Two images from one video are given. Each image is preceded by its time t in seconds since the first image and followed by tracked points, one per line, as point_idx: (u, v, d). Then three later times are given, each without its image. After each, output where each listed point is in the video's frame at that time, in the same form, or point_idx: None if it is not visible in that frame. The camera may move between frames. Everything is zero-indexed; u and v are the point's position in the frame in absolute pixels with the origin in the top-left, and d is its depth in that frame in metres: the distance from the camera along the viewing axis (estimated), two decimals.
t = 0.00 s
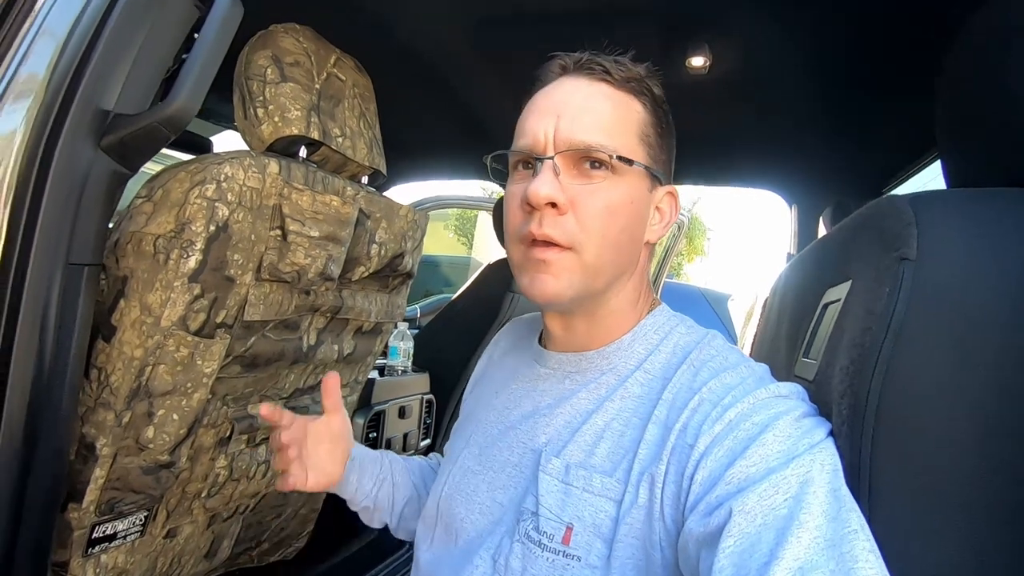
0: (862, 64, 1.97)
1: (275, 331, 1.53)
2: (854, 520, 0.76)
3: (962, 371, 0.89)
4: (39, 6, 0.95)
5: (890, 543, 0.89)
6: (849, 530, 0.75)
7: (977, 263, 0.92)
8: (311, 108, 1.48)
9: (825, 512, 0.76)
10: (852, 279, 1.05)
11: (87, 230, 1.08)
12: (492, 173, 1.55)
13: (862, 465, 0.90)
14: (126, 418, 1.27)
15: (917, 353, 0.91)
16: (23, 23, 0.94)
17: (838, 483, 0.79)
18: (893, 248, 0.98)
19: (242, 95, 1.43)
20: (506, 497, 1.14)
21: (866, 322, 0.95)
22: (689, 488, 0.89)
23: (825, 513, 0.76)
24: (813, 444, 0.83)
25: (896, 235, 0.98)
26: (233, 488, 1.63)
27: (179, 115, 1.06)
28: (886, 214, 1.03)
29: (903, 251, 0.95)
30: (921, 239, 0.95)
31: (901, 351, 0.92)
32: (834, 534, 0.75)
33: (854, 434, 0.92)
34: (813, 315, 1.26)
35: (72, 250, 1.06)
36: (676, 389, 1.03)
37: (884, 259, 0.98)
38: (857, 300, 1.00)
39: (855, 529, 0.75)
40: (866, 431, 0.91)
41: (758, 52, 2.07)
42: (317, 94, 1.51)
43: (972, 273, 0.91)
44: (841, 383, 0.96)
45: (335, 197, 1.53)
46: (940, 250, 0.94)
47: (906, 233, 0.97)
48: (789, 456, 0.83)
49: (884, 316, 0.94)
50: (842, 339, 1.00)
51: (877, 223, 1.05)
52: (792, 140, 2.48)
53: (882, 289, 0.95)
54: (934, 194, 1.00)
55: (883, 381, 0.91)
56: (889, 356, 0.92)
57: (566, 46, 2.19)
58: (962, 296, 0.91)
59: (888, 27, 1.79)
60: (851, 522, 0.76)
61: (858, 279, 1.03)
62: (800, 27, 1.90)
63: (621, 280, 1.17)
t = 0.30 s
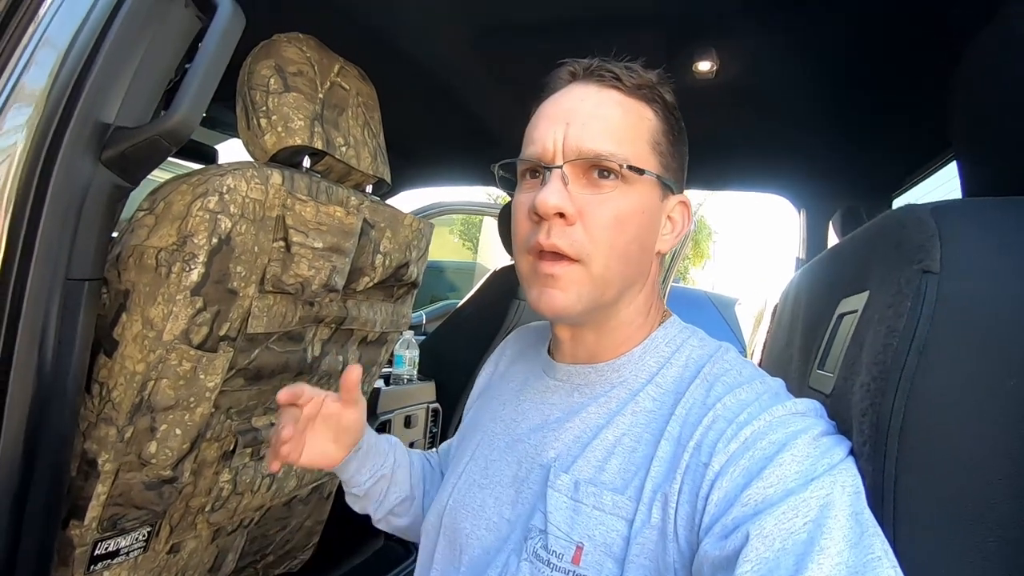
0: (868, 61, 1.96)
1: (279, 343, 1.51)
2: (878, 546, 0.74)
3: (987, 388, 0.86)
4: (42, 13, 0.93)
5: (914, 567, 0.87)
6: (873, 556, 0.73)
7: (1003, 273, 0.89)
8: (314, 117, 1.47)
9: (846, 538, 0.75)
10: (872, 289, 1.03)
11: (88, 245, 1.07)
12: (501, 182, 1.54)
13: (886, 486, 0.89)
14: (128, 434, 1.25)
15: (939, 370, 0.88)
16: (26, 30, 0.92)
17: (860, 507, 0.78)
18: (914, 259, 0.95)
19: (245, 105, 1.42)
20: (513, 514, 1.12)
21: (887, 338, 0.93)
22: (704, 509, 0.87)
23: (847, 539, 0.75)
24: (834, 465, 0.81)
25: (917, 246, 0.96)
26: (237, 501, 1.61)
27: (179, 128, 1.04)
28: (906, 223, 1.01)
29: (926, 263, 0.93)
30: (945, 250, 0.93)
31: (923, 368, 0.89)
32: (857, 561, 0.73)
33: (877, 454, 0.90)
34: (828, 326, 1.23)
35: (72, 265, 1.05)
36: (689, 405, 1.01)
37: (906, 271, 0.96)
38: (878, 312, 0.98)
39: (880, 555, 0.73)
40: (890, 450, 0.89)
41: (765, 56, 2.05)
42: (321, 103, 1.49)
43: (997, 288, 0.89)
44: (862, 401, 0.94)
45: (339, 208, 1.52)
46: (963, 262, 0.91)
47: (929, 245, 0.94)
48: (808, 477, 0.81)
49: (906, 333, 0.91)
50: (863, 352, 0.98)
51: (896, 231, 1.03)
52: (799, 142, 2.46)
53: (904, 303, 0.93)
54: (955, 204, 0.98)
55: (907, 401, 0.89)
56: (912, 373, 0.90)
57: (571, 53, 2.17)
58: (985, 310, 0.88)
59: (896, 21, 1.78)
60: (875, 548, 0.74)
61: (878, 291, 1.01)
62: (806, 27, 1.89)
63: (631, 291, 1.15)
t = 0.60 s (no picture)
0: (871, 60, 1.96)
1: (286, 345, 1.52)
2: (883, 546, 0.74)
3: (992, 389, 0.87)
4: (53, 20, 0.94)
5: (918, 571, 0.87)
6: (878, 556, 0.74)
7: (1008, 274, 0.90)
8: (321, 120, 1.48)
9: (851, 538, 0.75)
10: (876, 290, 1.05)
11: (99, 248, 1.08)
12: (508, 185, 1.55)
13: (889, 490, 0.89)
14: (137, 434, 1.26)
15: (943, 371, 0.89)
16: (38, 37, 0.93)
17: (864, 507, 0.78)
18: (919, 261, 0.96)
19: (252, 109, 1.43)
20: (520, 515, 1.12)
21: (892, 340, 0.94)
22: (709, 510, 0.87)
23: (852, 539, 0.75)
24: (838, 466, 0.82)
25: (922, 248, 0.97)
26: (244, 502, 1.62)
27: (189, 131, 1.05)
28: (910, 224, 1.02)
29: (930, 265, 0.94)
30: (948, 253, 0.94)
31: (927, 369, 0.90)
32: (861, 560, 0.74)
33: (881, 455, 0.91)
34: (832, 327, 1.24)
35: (83, 268, 1.06)
36: (694, 406, 1.02)
37: (910, 273, 0.97)
38: (882, 314, 0.99)
39: (885, 554, 0.74)
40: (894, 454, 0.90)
41: (769, 57, 2.05)
42: (327, 106, 1.50)
43: (1002, 290, 0.89)
44: (866, 403, 0.95)
45: (345, 210, 1.53)
46: (968, 263, 0.92)
47: (933, 247, 0.95)
48: (813, 478, 0.82)
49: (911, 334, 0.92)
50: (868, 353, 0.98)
51: (900, 232, 1.04)
52: (802, 142, 2.46)
53: (908, 305, 0.94)
54: (959, 205, 0.98)
55: (911, 403, 0.90)
56: (917, 374, 0.90)
57: (576, 55, 2.18)
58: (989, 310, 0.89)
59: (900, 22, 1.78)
60: (880, 548, 0.75)
61: (882, 292, 1.02)
62: (809, 28, 1.89)
63: (643, 296, 1.16)
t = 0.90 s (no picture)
0: (876, 58, 1.96)
1: (290, 344, 1.52)
2: (890, 544, 0.75)
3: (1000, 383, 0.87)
4: (58, 23, 0.94)
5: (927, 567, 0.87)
6: (886, 554, 0.74)
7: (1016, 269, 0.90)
8: (325, 120, 1.48)
9: (859, 535, 0.75)
10: (882, 287, 1.04)
11: (105, 247, 1.09)
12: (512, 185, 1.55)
13: (897, 487, 0.89)
14: (143, 433, 1.27)
15: (951, 367, 0.89)
16: (43, 39, 0.93)
17: (872, 504, 0.78)
18: (926, 257, 0.96)
19: (256, 109, 1.43)
20: (526, 513, 1.12)
21: (900, 336, 0.94)
22: (716, 508, 0.87)
23: (860, 536, 0.75)
24: (846, 463, 0.82)
25: (929, 244, 0.96)
26: (249, 501, 1.63)
27: (195, 130, 1.06)
28: (916, 221, 1.02)
29: (937, 261, 0.94)
30: (955, 248, 0.93)
31: (935, 366, 0.90)
32: (869, 558, 0.74)
33: (889, 452, 0.91)
34: (838, 325, 1.24)
35: (88, 268, 1.07)
36: (700, 404, 1.02)
37: (917, 269, 0.96)
38: (889, 310, 0.99)
39: (893, 552, 0.74)
40: (902, 449, 0.90)
41: (772, 56, 2.05)
42: (331, 105, 1.51)
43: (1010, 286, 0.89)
44: (874, 399, 0.95)
45: (349, 209, 1.53)
46: (974, 258, 0.92)
47: (939, 243, 0.95)
48: (820, 476, 0.82)
49: (918, 331, 0.92)
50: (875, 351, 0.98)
51: (906, 229, 1.04)
52: (805, 140, 2.46)
53: (916, 301, 0.94)
54: (967, 201, 0.98)
55: (919, 399, 0.90)
56: (925, 371, 0.90)
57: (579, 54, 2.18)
58: (996, 306, 0.89)
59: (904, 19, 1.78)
60: (888, 546, 0.75)
61: (888, 289, 1.02)
62: (812, 26, 1.89)
63: (653, 292, 1.17)
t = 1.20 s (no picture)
0: (876, 59, 1.97)
1: (293, 349, 1.53)
2: (892, 550, 0.75)
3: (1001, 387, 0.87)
4: (64, 31, 0.95)
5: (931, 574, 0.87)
6: (888, 561, 0.74)
7: (1017, 274, 0.90)
8: (327, 126, 1.49)
9: (861, 542, 0.76)
10: (885, 292, 1.05)
11: (109, 254, 1.10)
12: (513, 191, 1.55)
13: (900, 496, 0.89)
14: (147, 439, 1.27)
15: (954, 372, 0.89)
16: (49, 47, 0.94)
17: (874, 510, 0.79)
18: (927, 262, 0.96)
19: (259, 116, 1.44)
20: (529, 519, 1.13)
21: (901, 342, 0.94)
22: (718, 514, 0.88)
23: (862, 543, 0.76)
24: (848, 469, 0.83)
25: (930, 249, 0.97)
26: (253, 506, 1.63)
27: (198, 138, 1.07)
28: (918, 225, 1.02)
29: (939, 266, 0.94)
30: (957, 253, 0.93)
31: (937, 371, 0.90)
32: (871, 565, 0.74)
33: (892, 457, 0.91)
34: (841, 329, 1.24)
35: (93, 275, 1.07)
36: (702, 410, 1.02)
37: (919, 274, 0.97)
38: (892, 315, 0.99)
39: (894, 559, 0.74)
40: (904, 455, 0.90)
41: (774, 58, 2.05)
42: (333, 111, 1.51)
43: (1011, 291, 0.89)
44: (876, 405, 0.95)
45: (351, 215, 1.54)
46: (977, 263, 0.92)
47: (941, 248, 0.95)
48: (822, 481, 0.82)
49: (920, 336, 0.92)
50: (878, 356, 0.99)
51: (908, 233, 1.04)
52: (807, 142, 2.46)
53: (918, 306, 0.94)
54: (968, 205, 0.98)
55: (921, 405, 0.90)
56: (927, 376, 0.90)
57: (581, 57, 2.18)
58: (997, 310, 0.89)
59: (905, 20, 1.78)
60: (890, 552, 0.75)
61: (891, 294, 1.02)
62: (812, 28, 1.90)
63: (640, 296, 1.16)
